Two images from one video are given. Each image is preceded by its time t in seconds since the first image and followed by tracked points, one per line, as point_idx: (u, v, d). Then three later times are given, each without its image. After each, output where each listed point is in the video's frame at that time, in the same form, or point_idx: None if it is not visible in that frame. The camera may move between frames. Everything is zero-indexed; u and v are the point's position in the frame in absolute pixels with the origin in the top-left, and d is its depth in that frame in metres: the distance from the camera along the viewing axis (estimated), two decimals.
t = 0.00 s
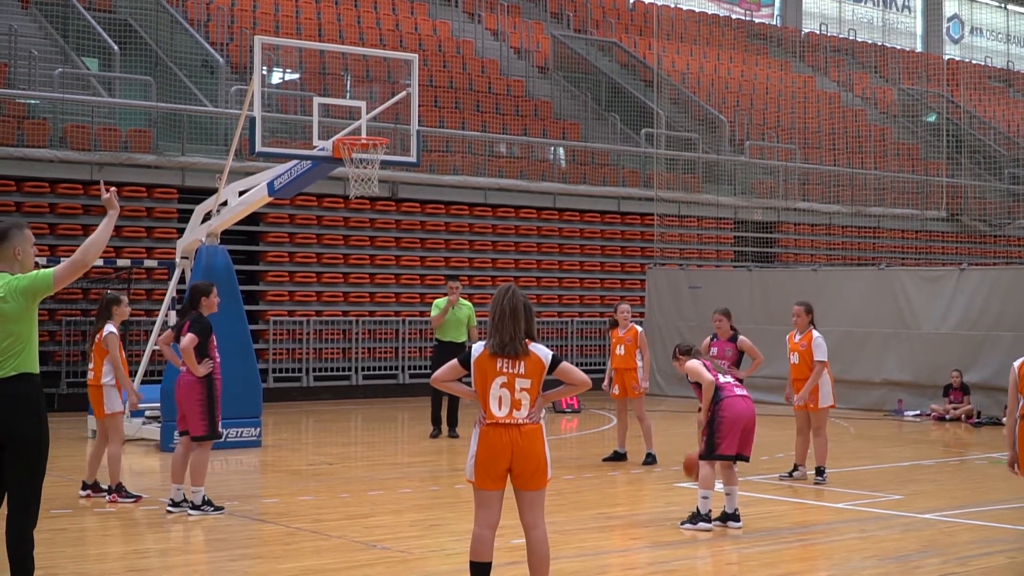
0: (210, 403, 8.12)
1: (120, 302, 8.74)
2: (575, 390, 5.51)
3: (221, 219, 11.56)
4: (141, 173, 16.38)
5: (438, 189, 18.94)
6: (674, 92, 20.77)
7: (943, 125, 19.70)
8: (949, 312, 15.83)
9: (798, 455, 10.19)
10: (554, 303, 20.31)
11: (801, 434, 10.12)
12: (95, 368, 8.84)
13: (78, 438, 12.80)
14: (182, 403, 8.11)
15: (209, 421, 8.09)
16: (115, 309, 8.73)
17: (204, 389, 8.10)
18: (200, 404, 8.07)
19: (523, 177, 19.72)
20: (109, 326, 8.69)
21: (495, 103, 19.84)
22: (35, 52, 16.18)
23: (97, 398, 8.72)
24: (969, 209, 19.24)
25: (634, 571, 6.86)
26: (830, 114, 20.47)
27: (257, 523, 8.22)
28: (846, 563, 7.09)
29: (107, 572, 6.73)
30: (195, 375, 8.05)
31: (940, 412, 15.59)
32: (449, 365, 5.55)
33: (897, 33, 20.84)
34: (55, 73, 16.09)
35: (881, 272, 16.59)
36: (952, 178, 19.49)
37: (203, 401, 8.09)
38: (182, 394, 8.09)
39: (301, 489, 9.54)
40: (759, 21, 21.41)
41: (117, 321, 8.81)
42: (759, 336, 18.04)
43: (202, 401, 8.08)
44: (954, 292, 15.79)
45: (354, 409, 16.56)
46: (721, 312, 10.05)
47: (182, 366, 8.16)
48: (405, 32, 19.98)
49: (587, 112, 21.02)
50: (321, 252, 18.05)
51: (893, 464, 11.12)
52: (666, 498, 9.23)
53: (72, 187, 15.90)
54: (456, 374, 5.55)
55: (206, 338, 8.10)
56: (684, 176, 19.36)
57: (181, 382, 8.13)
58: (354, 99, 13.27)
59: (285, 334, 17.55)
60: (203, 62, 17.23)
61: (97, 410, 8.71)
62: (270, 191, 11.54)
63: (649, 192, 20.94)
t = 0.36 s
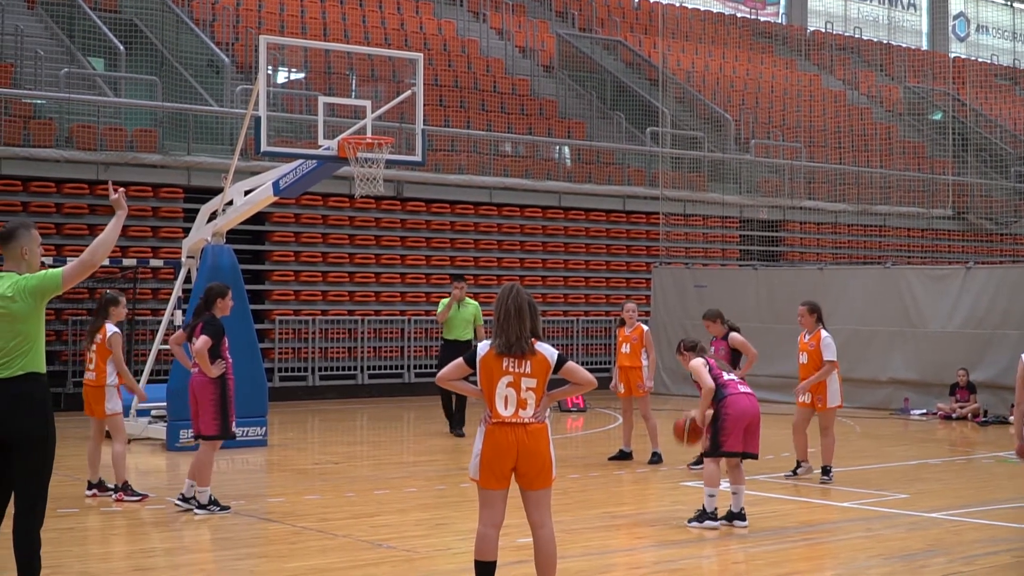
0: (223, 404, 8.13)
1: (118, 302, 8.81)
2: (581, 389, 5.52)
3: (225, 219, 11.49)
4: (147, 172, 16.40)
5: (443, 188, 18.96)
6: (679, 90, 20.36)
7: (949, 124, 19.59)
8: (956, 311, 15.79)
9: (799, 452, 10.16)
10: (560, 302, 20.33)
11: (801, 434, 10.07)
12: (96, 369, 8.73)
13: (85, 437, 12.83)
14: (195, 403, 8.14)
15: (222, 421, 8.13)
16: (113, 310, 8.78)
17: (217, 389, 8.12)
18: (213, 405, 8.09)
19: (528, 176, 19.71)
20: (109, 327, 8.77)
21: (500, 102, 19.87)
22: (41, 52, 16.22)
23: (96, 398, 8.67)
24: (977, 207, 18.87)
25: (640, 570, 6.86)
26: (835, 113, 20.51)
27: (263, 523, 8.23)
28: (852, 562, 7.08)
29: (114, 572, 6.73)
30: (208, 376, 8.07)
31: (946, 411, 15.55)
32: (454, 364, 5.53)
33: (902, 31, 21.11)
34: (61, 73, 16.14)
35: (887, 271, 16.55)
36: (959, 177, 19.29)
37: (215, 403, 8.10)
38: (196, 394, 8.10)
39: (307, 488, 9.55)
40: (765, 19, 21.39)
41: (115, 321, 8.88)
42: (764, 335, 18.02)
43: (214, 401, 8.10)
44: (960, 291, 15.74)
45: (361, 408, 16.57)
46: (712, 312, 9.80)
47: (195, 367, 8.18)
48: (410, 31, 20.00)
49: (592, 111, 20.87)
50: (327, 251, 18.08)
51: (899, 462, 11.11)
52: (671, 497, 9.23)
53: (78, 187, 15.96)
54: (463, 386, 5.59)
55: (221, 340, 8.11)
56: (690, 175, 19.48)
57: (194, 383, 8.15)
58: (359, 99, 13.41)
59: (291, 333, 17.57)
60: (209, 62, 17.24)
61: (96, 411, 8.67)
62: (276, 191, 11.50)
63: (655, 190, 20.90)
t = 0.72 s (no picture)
0: (241, 403, 8.16)
1: (138, 303, 8.76)
2: (596, 387, 5.52)
3: (241, 217, 11.56)
4: (162, 172, 16.42)
5: (458, 187, 18.97)
6: (693, 89, 20.47)
7: (964, 121, 19.55)
8: (971, 310, 15.80)
9: (802, 454, 10.03)
10: (574, 300, 20.34)
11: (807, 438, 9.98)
12: (110, 365, 8.88)
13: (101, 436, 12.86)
14: (212, 402, 8.17)
15: (240, 420, 8.14)
16: (132, 310, 8.74)
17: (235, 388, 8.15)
18: (231, 404, 8.12)
19: (543, 175, 19.68)
20: (128, 326, 8.73)
21: (514, 101, 19.86)
22: (56, 52, 16.25)
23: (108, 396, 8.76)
24: (991, 204, 19.19)
25: (656, 569, 6.86)
26: (851, 112, 20.62)
27: (278, 522, 8.24)
28: (868, 561, 7.06)
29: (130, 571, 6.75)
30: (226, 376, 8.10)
31: (962, 410, 15.53)
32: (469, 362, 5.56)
33: (917, 29, 20.85)
34: (76, 73, 16.18)
35: (903, 269, 16.52)
36: (974, 175, 19.56)
37: (233, 402, 8.13)
38: (214, 394, 8.14)
39: (322, 487, 9.56)
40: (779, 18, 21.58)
41: (133, 321, 8.82)
42: (779, 334, 17.98)
43: (232, 400, 8.14)
44: (976, 289, 15.76)
45: (374, 407, 16.58)
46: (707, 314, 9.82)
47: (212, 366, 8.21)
48: (424, 30, 19.98)
49: (607, 110, 20.96)
50: (342, 250, 18.11)
51: (914, 461, 11.09)
52: (687, 496, 9.22)
53: (94, 186, 16.04)
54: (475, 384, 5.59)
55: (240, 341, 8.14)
56: (704, 173, 19.45)
57: (212, 382, 8.19)
58: (373, 97, 13.47)
59: (306, 332, 17.61)
60: (223, 61, 17.26)
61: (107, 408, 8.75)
62: (290, 189, 11.55)
63: (669, 189, 20.86)
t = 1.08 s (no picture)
0: (257, 401, 8.19)
1: (157, 301, 8.81)
2: (611, 386, 5.52)
3: (257, 216, 11.57)
4: (177, 170, 16.41)
5: (473, 186, 18.97)
6: (708, 88, 20.95)
7: (980, 120, 19.57)
8: (987, 309, 15.81)
9: (816, 452, 10.05)
10: (590, 300, 20.31)
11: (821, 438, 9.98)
12: (130, 362, 8.71)
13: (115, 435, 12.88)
14: (228, 400, 8.19)
15: (255, 418, 8.16)
16: (152, 309, 8.79)
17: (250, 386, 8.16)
18: (248, 403, 8.14)
19: (558, 173, 19.73)
20: (149, 325, 8.80)
21: (529, 100, 19.92)
22: (71, 51, 16.34)
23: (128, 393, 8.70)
24: (1008, 203, 20.12)
25: (673, 567, 6.86)
26: (866, 110, 20.39)
27: (293, 520, 8.23)
28: (883, 560, 7.05)
29: (145, 568, 6.75)
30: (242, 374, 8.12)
31: (978, 409, 15.52)
32: (484, 362, 5.49)
33: (932, 28, 20.40)
34: (91, 72, 16.20)
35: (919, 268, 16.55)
36: (991, 174, 19.92)
37: (248, 401, 8.15)
38: (230, 392, 8.16)
39: (337, 486, 9.55)
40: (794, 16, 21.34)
41: (155, 319, 8.87)
42: (794, 333, 17.98)
43: (247, 399, 8.15)
44: (991, 288, 15.77)
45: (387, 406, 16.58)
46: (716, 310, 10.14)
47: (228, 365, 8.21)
48: (439, 29, 19.99)
49: (622, 108, 21.07)
50: (357, 249, 18.14)
51: (929, 460, 11.07)
52: (702, 495, 9.22)
53: (109, 185, 16.00)
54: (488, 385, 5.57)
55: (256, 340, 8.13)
56: (720, 172, 19.41)
57: (227, 380, 8.20)
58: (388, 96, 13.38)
59: (322, 331, 17.57)
60: (240, 59, 17.34)
61: (127, 405, 8.68)
62: (305, 189, 11.52)
63: (685, 187, 20.85)
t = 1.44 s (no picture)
0: (265, 399, 8.18)
1: (173, 299, 8.80)
2: (624, 385, 5.52)
3: (269, 214, 11.55)
4: (189, 168, 16.52)
5: (485, 184, 18.98)
6: (721, 86, 20.59)
7: (990, 119, 19.46)
8: (998, 308, 15.93)
9: (827, 451, 10.05)
10: (601, 297, 20.37)
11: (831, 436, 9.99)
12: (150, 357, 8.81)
13: (126, 432, 12.91)
14: (237, 398, 8.19)
15: (263, 417, 8.14)
16: (168, 306, 8.79)
17: (258, 385, 8.16)
18: (257, 401, 8.13)
19: (569, 172, 19.75)
20: (166, 321, 8.82)
21: (541, 98, 20.00)
22: (81, 48, 16.37)
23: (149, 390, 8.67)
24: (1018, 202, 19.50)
25: (685, 565, 6.87)
26: (877, 108, 20.14)
27: (304, 518, 8.24)
28: (893, 559, 7.06)
29: (157, 566, 6.76)
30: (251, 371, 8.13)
31: (989, 407, 15.48)
32: (497, 360, 5.45)
33: (944, 27, 20.08)
34: (103, 69, 16.31)
35: (930, 266, 16.71)
36: (1000, 173, 19.51)
37: (256, 398, 8.13)
38: (239, 389, 8.15)
39: (349, 484, 9.57)
40: (806, 14, 20.49)
41: (171, 316, 8.86)
42: (801, 332, 18.24)
43: (255, 397, 8.14)
44: (1002, 288, 15.90)
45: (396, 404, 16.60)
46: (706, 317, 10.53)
47: (237, 362, 8.22)
48: (451, 27, 20.03)
49: (633, 106, 21.03)
50: (368, 247, 18.15)
51: (939, 459, 11.09)
52: (712, 494, 9.23)
53: (120, 183, 16.07)
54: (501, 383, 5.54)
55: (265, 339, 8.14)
56: (731, 170, 19.71)
57: (236, 379, 8.20)
58: (401, 94, 13.57)
59: (333, 329, 17.60)
60: (250, 57, 17.32)
61: (148, 402, 8.64)
62: (317, 187, 11.55)
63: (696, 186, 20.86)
